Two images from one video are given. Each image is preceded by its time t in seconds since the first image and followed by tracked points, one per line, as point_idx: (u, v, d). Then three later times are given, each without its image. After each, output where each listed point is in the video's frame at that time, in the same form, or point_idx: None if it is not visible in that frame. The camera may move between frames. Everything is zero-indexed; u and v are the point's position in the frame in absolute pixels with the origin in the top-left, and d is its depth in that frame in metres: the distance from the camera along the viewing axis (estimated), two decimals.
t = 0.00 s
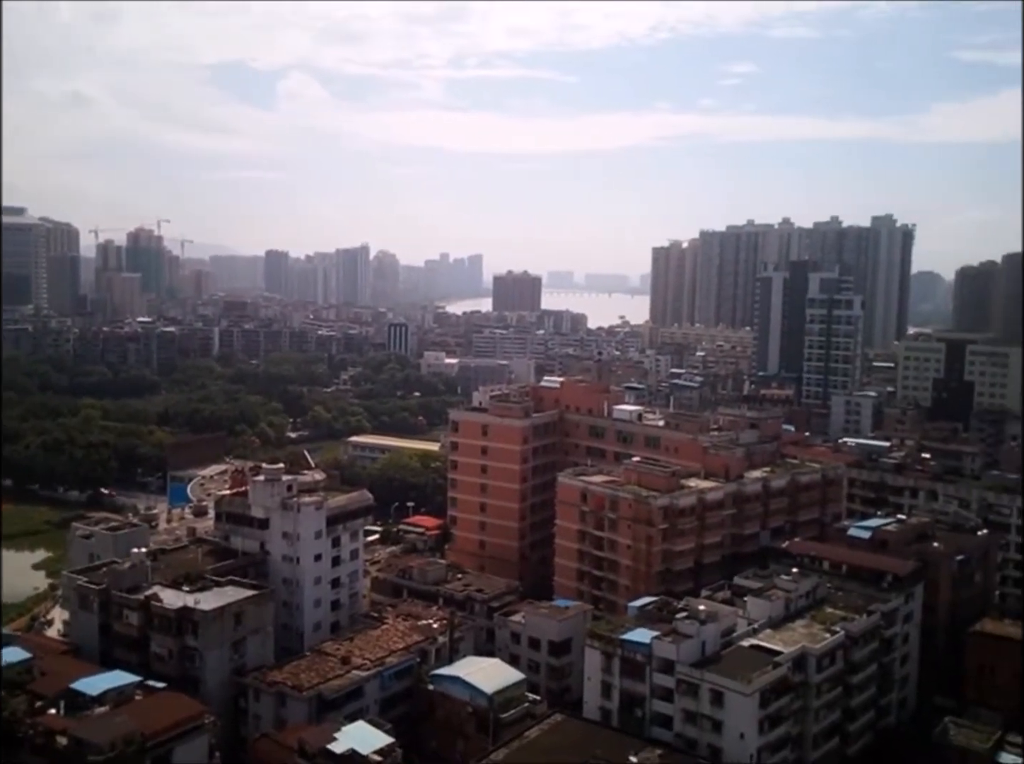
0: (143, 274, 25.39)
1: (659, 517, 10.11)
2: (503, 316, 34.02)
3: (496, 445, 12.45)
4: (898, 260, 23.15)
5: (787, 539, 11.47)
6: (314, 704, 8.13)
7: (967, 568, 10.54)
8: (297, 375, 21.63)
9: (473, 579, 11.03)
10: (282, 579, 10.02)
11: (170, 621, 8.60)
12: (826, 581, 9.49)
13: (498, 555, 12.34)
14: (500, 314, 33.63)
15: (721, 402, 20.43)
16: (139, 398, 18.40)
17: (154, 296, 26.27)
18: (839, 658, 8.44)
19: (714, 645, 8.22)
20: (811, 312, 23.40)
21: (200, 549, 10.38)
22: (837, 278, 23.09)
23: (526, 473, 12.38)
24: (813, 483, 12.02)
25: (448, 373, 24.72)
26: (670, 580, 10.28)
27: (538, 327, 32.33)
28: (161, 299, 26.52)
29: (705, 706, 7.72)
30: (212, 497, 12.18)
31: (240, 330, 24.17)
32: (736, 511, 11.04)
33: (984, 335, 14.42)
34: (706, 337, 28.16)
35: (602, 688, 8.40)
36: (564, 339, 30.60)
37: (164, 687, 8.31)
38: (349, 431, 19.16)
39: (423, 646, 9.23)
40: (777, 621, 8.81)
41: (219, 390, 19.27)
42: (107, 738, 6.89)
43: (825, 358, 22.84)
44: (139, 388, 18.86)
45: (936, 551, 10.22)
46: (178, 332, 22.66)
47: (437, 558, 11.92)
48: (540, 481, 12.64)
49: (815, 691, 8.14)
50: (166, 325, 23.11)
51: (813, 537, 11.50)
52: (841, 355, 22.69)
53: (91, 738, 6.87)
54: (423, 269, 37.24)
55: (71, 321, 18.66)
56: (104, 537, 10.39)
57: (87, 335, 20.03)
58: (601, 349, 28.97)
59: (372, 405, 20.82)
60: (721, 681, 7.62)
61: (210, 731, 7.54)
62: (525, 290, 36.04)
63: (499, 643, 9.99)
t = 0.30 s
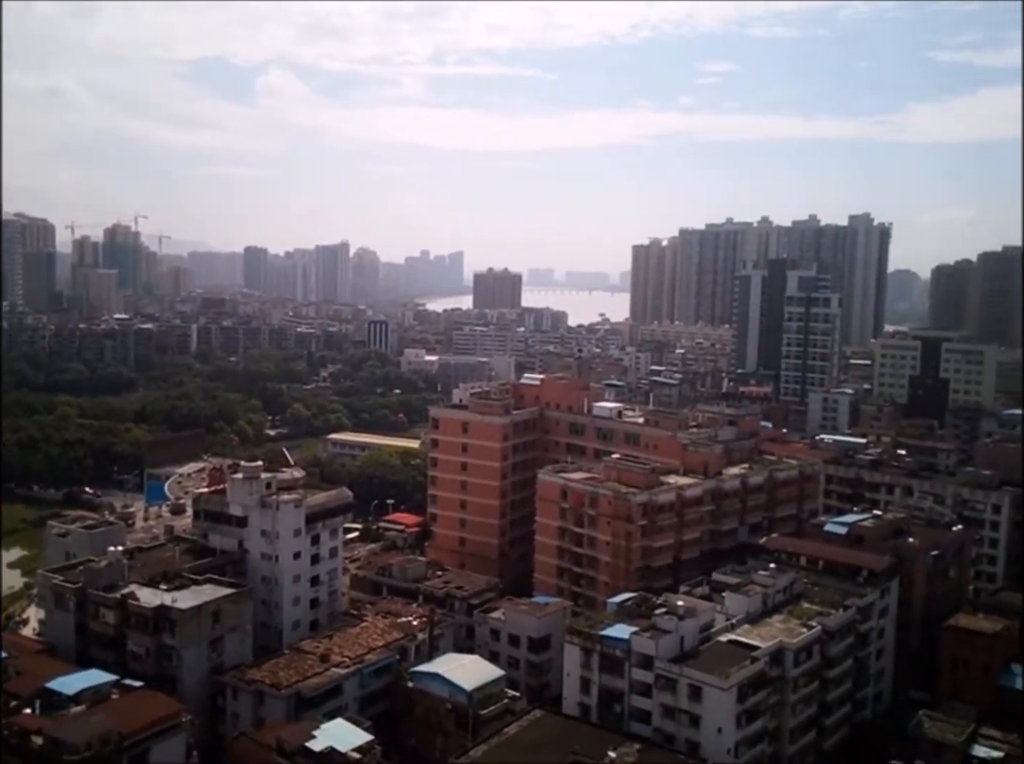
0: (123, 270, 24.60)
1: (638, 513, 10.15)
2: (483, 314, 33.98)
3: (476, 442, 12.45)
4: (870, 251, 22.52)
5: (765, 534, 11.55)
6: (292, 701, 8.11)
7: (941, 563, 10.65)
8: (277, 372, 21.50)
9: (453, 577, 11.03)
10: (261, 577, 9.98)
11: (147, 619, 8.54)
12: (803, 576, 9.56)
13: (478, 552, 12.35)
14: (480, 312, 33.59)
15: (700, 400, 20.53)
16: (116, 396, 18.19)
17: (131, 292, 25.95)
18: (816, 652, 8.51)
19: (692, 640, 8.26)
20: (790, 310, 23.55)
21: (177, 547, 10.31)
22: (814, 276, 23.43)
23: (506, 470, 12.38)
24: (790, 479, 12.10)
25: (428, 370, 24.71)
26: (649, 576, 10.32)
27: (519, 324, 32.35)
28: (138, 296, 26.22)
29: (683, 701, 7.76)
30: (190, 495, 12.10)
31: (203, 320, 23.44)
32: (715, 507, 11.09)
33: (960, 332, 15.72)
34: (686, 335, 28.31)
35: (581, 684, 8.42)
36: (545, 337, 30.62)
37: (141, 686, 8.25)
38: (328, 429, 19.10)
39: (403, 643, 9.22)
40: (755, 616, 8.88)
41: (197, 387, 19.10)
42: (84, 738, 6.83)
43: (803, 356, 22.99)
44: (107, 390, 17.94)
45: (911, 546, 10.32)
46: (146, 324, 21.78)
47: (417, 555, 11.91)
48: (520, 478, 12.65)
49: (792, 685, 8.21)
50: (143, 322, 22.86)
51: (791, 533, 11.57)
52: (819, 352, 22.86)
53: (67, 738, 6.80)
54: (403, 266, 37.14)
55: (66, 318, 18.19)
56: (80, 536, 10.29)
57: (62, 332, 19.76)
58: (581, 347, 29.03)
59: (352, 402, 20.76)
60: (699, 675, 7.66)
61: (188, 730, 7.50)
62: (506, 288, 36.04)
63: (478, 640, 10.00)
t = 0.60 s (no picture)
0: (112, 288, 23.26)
1: (613, 508, 10.19)
2: (456, 310, 33.94)
3: (450, 439, 12.43)
4: (839, 246, 24.19)
5: (737, 529, 11.64)
6: (267, 701, 8.06)
7: (910, 555, 10.81)
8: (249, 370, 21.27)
9: (428, 574, 11.02)
10: (234, 577, 9.91)
11: (119, 621, 8.44)
12: (776, 569, 9.66)
13: (453, 549, 12.33)
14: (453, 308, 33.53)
15: (673, 395, 20.63)
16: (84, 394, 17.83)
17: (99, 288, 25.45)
18: (788, 645, 8.60)
19: (667, 634, 8.32)
20: (761, 306, 23.76)
21: (149, 548, 10.21)
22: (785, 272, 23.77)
23: (481, 467, 12.38)
24: (762, 474, 12.21)
25: (402, 367, 24.66)
26: (624, 572, 10.37)
27: (492, 321, 32.33)
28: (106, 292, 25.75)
29: (658, 695, 7.81)
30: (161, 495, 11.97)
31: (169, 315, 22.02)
32: (688, 502, 11.16)
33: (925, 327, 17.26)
34: (658, 331, 28.47)
35: (557, 679, 8.45)
36: (518, 333, 30.66)
37: (112, 688, 8.15)
38: (302, 427, 18.97)
39: (378, 641, 9.19)
40: (728, 610, 8.96)
41: (166, 384, 18.70)
42: (54, 742, 6.72)
43: (774, 352, 23.22)
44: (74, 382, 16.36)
45: (881, 539, 10.46)
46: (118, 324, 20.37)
47: (391, 553, 11.87)
48: (495, 474, 12.65)
49: (765, 678, 8.29)
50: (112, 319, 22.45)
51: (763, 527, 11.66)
52: (789, 348, 23.11)
53: (37, 743, 6.68)
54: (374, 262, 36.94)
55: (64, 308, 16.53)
56: (48, 537, 10.13)
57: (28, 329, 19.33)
58: (554, 343, 29.08)
59: (325, 400, 20.63)
60: (674, 669, 7.71)
61: (161, 732, 7.41)
62: (479, 284, 36.01)
63: (454, 637, 10.00)
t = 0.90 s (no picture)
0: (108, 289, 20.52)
1: (585, 504, 10.23)
2: (427, 306, 33.86)
3: (422, 436, 12.40)
4: (807, 247, 24.74)
5: (708, 523, 11.74)
6: (239, 702, 8.01)
7: (878, 548, 10.96)
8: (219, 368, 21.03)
9: (400, 572, 11.01)
10: (204, 577, 9.83)
11: (88, 622, 8.34)
12: (747, 563, 9.75)
13: (426, 547, 12.31)
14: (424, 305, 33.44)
15: (644, 391, 20.73)
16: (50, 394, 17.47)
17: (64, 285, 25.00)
18: (759, 638, 8.69)
19: (639, 628, 8.37)
20: (731, 301, 23.95)
21: (117, 548, 10.09)
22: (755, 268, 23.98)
23: (453, 464, 12.37)
24: (732, 469, 12.30)
25: (373, 364, 24.63)
26: (596, 567, 10.42)
27: (463, 317, 32.30)
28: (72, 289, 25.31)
29: (630, 690, 7.86)
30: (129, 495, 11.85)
31: (155, 321, 20.65)
32: (659, 497, 11.22)
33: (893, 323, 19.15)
34: (628, 328, 28.62)
35: (530, 675, 8.47)
36: (490, 330, 30.68)
37: (82, 690, 8.06)
38: (273, 426, 18.83)
39: (351, 640, 9.16)
40: (699, 604, 9.03)
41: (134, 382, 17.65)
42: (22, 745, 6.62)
43: (743, 348, 23.43)
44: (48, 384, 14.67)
45: (849, 532, 10.60)
46: (89, 325, 16.79)
47: (364, 551, 11.82)
48: (467, 471, 12.65)
49: (736, 671, 8.38)
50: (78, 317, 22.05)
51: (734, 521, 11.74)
52: (758, 344, 23.33)
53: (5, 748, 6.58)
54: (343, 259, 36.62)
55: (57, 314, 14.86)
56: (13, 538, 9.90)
57: None
58: (526, 340, 29.12)
59: (296, 398, 20.49)
60: (647, 664, 7.77)
61: (131, 734, 7.34)
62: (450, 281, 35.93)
63: (426, 635, 9.99)
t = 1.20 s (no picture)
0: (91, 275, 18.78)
1: (559, 496, 10.26)
2: (400, 299, 33.70)
3: (396, 430, 12.38)
4: (778, 242, 25.15)
5: (680, 514, 11.81)
6: (212, 696, 7.98)
7: (848, 538, 11.09)
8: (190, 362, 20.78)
9: (374, 565, 10.99)
10: (176, 572, 9.76)
11: (58, 619, 8.26)
12: (719, 554, 9.82)
13: (400, 540, 12.30)
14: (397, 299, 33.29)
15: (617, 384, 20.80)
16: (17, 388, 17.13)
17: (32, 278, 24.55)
18: (730, 628, 8.77)
19: (612, 619, 8.42)
20: (704, 295, 24.10)
21: (88, 543, 9.99)
22: (727, 261, 24.07)
23: (427, 457, 12.35)
24: (705, 461, 12.38)
25: (347, 358, 24.55)
26: (570, 559, 10.45)
27: (437, 310, 32.21)
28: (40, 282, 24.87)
29: (604, 680, 7.92)
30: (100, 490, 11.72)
31: (126, 314, 17.67)
32: (633, 489, 11.27)
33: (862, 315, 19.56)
34: (602, 321, 28.71)
35: (504, 667, 8.50)
36: (464, 323, 30.61)
37: (52, 687, 7.98)
38: (245, 420, 18.68)
39: (324, 634, 9.14)
40: (672, 595, 9.10)
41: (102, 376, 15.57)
42: None
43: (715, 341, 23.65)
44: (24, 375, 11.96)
45: (819, 523, 10.71)
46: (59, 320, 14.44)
47: (337, 546, 11.78)
48: (441, 465, 12.64)
49: (708, 660, 8.45)
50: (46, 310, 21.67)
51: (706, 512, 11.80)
52: (730, 336, 23.52)
53: None
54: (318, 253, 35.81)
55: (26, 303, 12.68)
56: None
57: None
58: (500, 333, 29.10)
59: (268, 392, 20.33)
60: (620, 655, 7.82)
61: (103, 730, 7.28)
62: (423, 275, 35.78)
63: (400, 628, 9.99)
